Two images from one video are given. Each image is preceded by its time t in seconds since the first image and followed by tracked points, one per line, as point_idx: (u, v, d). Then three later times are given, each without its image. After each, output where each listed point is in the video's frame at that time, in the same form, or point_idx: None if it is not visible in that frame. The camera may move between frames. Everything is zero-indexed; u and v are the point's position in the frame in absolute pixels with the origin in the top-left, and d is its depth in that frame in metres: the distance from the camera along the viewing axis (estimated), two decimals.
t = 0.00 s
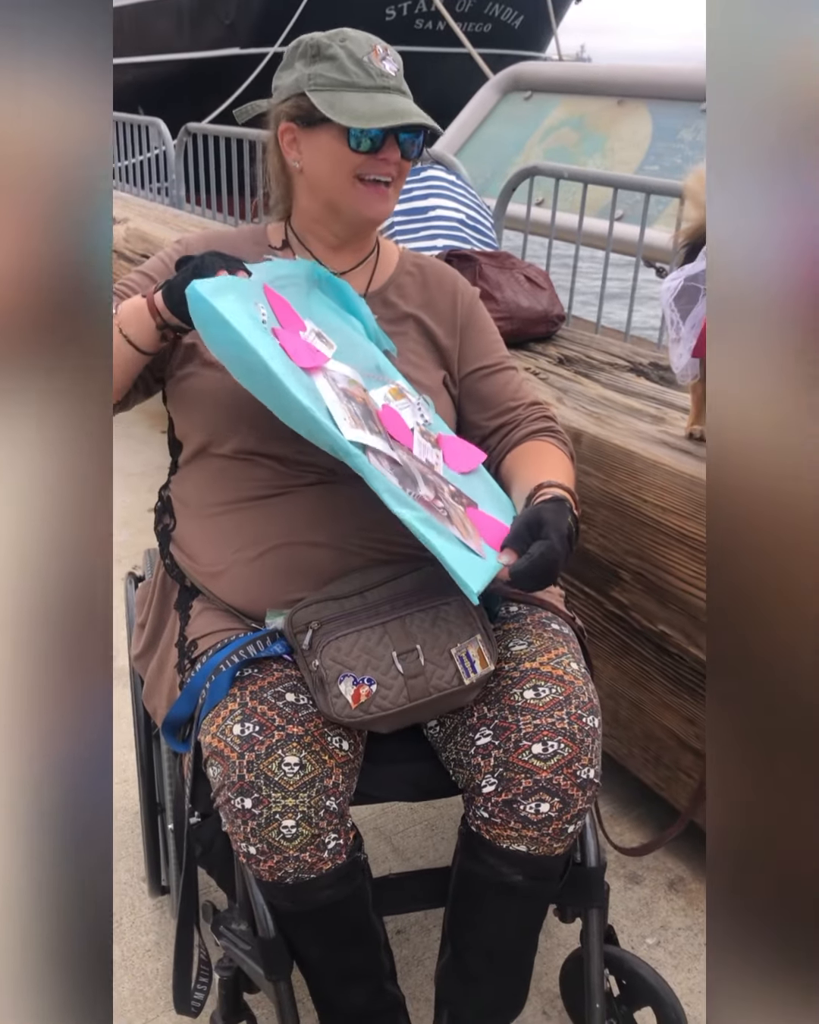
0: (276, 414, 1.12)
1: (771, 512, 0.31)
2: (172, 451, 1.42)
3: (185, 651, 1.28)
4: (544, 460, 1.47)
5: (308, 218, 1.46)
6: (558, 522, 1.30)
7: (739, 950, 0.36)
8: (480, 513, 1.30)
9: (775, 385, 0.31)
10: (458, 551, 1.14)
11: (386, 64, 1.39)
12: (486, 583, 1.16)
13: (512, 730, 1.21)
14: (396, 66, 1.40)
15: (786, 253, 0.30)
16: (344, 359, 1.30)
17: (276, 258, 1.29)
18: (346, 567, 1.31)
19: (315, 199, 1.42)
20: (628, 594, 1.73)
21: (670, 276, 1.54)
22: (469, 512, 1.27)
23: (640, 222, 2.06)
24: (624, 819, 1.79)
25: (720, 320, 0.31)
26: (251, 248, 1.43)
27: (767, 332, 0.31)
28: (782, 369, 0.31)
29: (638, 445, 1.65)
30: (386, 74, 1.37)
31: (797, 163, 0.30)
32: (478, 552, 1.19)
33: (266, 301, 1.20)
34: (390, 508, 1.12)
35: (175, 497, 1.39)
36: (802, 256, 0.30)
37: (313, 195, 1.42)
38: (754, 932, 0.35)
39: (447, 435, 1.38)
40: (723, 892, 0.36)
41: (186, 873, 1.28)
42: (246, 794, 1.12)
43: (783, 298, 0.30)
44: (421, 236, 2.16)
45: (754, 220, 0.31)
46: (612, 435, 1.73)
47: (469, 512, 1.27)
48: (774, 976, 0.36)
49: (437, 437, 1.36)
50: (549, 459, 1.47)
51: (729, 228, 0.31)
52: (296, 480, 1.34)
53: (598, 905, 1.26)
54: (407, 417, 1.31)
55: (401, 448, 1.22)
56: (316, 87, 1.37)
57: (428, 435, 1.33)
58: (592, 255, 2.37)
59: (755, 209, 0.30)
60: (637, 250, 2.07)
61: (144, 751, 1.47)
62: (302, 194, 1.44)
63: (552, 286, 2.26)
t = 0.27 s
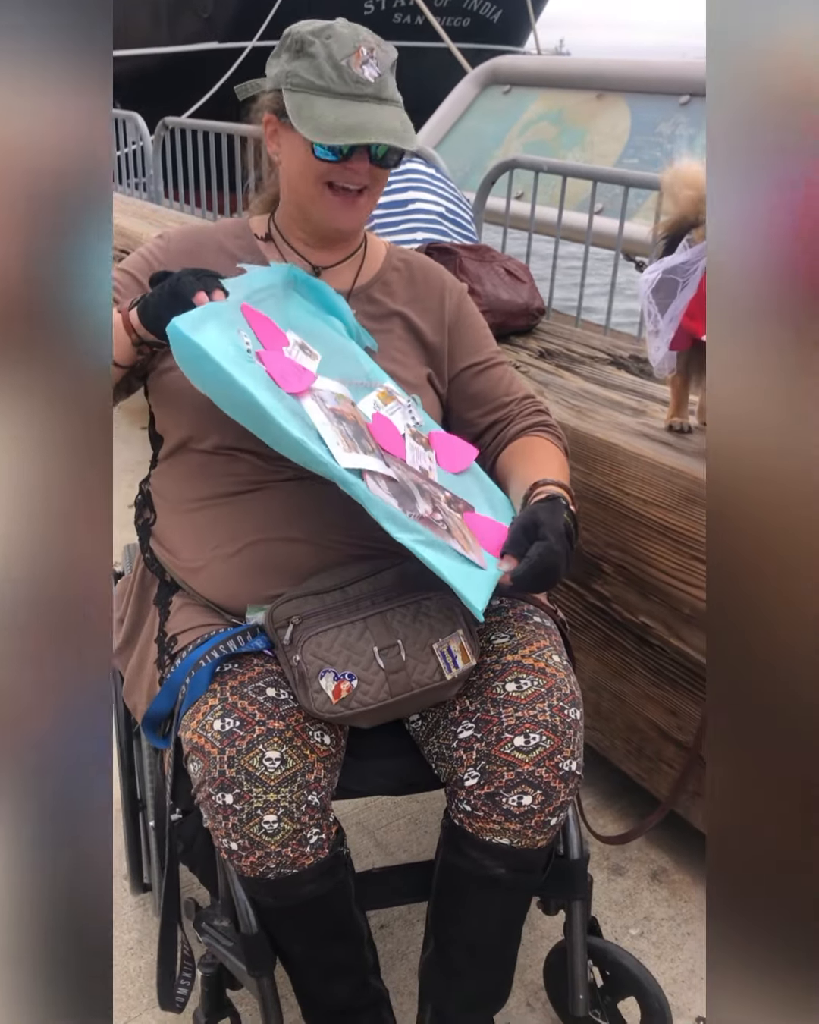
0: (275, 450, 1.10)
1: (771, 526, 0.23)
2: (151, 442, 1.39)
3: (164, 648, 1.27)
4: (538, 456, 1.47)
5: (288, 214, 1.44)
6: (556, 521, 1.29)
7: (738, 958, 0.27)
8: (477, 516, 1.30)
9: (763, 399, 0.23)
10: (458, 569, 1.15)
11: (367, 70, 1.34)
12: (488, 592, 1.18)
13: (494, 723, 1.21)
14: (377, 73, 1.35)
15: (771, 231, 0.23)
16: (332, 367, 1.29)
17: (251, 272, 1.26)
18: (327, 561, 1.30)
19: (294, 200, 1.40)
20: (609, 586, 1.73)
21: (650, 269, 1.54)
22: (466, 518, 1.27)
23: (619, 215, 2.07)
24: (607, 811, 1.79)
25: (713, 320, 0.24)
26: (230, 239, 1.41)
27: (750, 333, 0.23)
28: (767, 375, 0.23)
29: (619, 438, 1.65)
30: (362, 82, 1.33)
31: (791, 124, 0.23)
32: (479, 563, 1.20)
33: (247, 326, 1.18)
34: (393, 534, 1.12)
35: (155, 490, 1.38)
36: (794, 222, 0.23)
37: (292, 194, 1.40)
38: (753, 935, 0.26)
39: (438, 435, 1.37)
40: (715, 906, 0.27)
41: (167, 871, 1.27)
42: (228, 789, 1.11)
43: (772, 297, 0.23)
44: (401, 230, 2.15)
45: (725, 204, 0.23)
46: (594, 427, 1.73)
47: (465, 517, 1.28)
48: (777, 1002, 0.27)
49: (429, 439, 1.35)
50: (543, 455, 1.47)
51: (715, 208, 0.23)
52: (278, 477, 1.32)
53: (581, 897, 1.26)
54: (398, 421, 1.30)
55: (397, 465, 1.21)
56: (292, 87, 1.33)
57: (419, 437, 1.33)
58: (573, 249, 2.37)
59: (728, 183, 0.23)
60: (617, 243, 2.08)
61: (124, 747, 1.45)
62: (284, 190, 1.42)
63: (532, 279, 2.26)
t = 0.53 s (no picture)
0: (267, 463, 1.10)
1: (764, 480, 0.28)
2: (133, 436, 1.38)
3: (146, 643, 1.26)
4: (528, 451, 1.48)
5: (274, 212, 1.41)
6: (539, 512, 1.31)
7: (737, 956, 0.33)
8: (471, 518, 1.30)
9: (766, 375, 0.28)
10: (446, 576, 1.15)
11: (332, 72, 1.26)
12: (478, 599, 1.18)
13: (478, 715, 1.21)
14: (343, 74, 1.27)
15: (763, 200, 0.28)
16: (320, 370, 1.27)
17: (237, 274, 1.24)
18: (310, 555, 1.30)
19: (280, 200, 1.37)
20: (592, 577, 1.73)
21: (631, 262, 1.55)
22: (458, 520, 1.27)
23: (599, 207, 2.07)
24: (590, 802, 1.80)
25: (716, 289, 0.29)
26: (210, 231, 1.40)
27: (739, 306, 0.28)
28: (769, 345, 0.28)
29: (601, 429, 1.65)
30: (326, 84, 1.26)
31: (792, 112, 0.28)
32: (470, 570, 1.20)
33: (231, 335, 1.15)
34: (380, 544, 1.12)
35: (136, 484, 1.36)
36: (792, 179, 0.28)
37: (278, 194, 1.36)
38: (750, 934, 0.32)
39: (427, 434, 1.36)
40: (717, 907, 0.32)
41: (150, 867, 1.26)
42: (211, 785, 1.10)
43: (766, 266, 0.28)
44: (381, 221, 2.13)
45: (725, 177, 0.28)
46: (575, 419, 1.74)
47: (457, 520, 1.27)
48: (775, 998, 0.33)
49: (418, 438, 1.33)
50: (532, 449, 1.48)
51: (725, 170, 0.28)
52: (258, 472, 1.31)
53: (565, 887, 1.27)
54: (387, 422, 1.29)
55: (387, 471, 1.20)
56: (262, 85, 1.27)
57: (410, 438, 1.31)
58: (553, 241, 2.37)
59: (725, 154, 0.28)
60: (596, 236, 2.08)
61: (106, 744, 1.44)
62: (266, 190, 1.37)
63: (513, 270, 2.25)
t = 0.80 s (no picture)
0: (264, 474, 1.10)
1: (771, 486, 0.28)
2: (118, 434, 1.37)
3: (134, 641, 1.25)
4: (518, 452, 1.49)
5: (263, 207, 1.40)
6: (533, 518, 1.31)
7: (737, 956, 0.31)
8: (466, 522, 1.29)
9: (764, 375, 0.28)
10: (441, 585, 1.15)
11: (313, 68, 1.27)
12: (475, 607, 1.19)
13: (468, 710, 1.21)
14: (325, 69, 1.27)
15: (761, 190, 0.27)
16: (314, 375, 1.27)
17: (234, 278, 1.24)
18: (298, 553, 1.29)
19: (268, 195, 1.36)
20: (580, 572, 1.74)
21: (618, 258, 1.55)
22: (455, 525, 1.27)
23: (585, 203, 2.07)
24: (579, 796, 1.80)
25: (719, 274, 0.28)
26: (196, 226, 1.40)
27: (741, 301, 0.28)
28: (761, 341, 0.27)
29: (588, 425, 1.66)
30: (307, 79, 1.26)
31: (793, 92, 0.27)
32: (468, 578, 1.20)
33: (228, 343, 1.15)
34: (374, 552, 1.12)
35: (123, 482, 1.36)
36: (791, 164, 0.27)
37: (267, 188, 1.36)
38: (748, 931, 0.31)
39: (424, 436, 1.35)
40: (717, 907, 0.31)
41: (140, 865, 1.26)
42: (201, 783, 1.10)
43: (767, 262, 0.27)
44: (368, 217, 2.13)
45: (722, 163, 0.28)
46: (563, 414, 1.74)
47: (455, 525, 1.27)
48: (776, 998, 0.31)
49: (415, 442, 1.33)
50: (523, 450, 1.49)
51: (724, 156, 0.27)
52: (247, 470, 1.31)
53: (554, 882, 1.27)
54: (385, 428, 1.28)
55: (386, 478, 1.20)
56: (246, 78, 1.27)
57: (406, 442, 1.31)
58: (539, 236, 2.37)
59: (719, 143, 0.27)
60: (583, 231, 2.08)
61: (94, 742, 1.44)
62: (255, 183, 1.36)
63: (500, 266, 2.26)
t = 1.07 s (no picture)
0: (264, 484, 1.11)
1: (769, 494, 0.29)
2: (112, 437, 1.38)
3: (130, 643, 1.26)
4: (514, 453, 1.49)
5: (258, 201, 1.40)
6: (530, 524, 1.31)
7: (738, 957, 0.32)
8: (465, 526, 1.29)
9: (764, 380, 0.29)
10: (438, 593, 1.15)
11: (315, 55, 1.23)
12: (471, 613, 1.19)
13: (463, 709, 1.21)
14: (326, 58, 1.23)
15: (759, 197, 0.28)
16: (313, 380, 1.28)
17: (233, 286, 1.24)
18: (294, 553, 1.30)
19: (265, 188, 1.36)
20: (575, 571, 1.74)
21: (611, 257, 1.55)
22: (454, 530, 1.27)
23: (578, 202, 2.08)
24: (576, 795, 1.80)
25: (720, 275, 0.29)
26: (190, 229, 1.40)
27: (738, 306, 0.29)
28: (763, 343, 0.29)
29: (583, 424, 1.67)
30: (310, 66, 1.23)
31: (790, 94, 0.28)
32: (464, 583, 1.20)
33: (226, 352, 1.15)
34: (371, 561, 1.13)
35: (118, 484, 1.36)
36: (789, 165, 0.28)
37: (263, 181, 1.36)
38: (746, 931, 0.32)
39: (423, 441, 1.36)
40: (716, 907, 0.33)
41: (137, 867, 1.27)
42: (198, 783, 1.11)
43: (761, 265, 0.28)
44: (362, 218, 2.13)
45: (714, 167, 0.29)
46: (557, 414, 1.75)
47: (453, 529, 1.27)
48: (778, 998, 0.32)
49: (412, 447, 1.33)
50: (520, 452, 1.49)
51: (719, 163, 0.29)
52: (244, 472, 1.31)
53: (551, 879, 1.28)
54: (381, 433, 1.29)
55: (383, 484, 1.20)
56: (242, 74, 1.26)
57: (404, 448, 1.31)
58: (533, 236, 2.38)
59: (716, 149, 0.29)
60: (576, 231, 2.09)
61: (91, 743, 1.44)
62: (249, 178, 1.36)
63: (494, 267, 2.26)
